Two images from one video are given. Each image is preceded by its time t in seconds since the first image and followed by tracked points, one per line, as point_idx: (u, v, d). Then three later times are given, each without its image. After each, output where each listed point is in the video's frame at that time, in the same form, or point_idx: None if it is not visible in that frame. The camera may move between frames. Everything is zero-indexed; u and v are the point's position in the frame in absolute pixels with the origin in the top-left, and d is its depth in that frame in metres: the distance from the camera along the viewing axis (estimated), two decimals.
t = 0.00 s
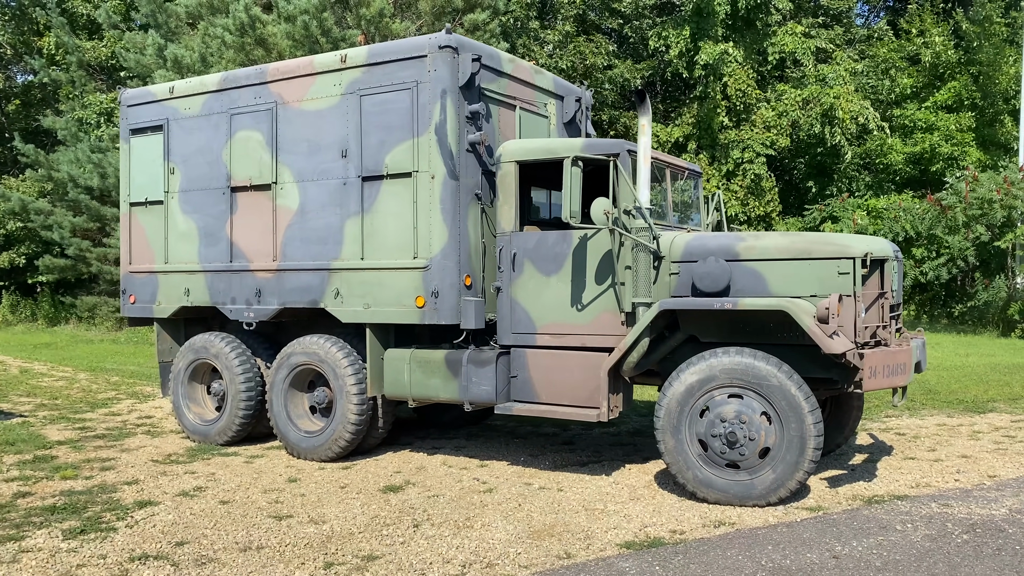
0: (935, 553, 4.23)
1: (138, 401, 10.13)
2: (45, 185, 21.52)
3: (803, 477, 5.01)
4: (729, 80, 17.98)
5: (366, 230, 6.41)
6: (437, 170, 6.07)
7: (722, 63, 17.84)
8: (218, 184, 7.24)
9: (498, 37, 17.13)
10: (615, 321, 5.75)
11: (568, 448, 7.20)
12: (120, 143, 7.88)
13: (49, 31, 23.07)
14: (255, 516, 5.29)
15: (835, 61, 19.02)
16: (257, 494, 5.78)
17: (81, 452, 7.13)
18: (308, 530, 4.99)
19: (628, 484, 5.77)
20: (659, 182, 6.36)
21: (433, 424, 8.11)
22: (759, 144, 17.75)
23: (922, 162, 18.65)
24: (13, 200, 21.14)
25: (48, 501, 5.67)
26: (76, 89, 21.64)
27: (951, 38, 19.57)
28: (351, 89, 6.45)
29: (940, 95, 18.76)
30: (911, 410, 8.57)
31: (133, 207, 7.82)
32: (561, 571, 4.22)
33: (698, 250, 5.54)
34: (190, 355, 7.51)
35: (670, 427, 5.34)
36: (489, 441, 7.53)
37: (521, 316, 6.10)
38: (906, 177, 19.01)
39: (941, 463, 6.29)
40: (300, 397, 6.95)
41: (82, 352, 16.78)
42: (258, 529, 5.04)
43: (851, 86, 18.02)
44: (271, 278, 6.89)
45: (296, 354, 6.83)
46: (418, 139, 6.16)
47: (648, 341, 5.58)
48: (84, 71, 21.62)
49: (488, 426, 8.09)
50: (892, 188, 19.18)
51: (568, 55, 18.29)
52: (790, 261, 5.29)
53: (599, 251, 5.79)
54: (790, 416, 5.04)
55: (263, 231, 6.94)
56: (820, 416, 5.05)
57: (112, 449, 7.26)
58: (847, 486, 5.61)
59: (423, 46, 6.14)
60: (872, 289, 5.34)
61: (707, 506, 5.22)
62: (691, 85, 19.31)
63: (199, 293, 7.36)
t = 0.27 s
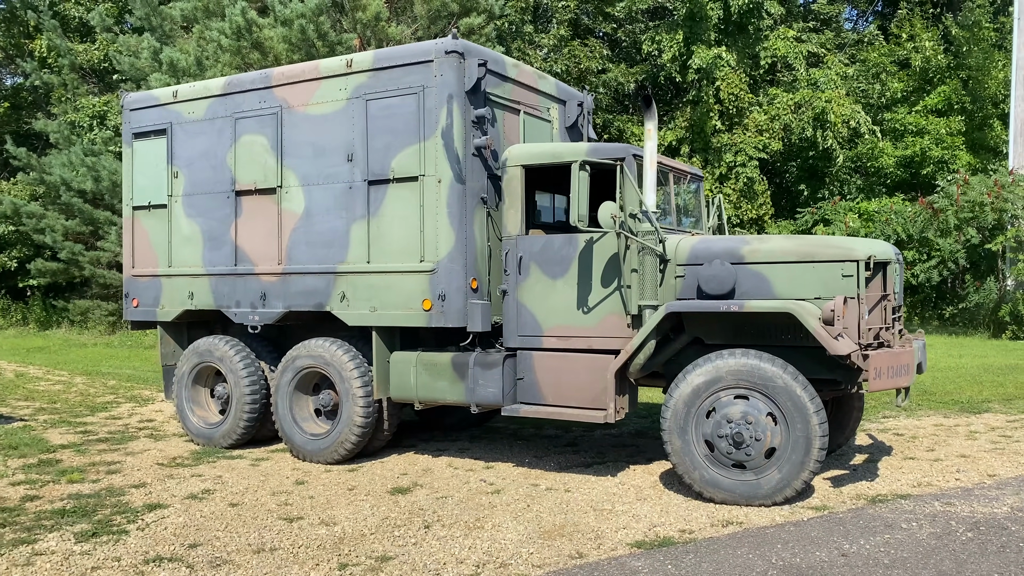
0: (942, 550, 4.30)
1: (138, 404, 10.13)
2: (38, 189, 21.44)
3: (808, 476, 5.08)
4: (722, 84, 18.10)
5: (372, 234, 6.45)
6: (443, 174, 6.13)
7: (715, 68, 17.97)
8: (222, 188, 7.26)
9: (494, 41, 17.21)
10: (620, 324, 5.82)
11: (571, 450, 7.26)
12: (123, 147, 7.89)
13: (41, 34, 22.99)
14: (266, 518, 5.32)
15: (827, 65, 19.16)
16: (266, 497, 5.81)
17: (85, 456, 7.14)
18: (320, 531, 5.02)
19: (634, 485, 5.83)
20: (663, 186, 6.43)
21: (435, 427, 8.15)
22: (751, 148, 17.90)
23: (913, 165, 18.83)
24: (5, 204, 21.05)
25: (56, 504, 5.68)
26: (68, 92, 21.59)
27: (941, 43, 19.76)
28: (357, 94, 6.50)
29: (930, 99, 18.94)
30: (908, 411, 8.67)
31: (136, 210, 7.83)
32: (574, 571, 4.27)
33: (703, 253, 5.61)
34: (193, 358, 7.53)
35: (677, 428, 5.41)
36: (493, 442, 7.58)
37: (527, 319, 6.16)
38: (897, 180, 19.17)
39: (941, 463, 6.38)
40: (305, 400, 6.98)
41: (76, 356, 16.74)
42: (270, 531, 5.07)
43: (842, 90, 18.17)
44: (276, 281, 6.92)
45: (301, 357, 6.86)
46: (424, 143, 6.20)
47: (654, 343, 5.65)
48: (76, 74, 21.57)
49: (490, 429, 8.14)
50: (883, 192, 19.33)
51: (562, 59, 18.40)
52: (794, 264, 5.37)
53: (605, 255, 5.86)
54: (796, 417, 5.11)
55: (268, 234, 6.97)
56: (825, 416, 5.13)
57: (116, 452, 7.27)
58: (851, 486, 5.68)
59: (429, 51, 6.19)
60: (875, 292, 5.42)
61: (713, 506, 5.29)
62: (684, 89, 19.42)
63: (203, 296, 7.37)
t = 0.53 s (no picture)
0: (947, 548, 4.36)
1: (135, 408, 10.10)
2: (27, 192, 21.30)
3: (812, 476, 5.14)
4: (713, 87, 18.16)
5: (375, 237, 6.47)
6: (446, 178, 6.16)
7: (707, 71, 18.06)
8: (223, 192, 7.27)
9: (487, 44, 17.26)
10: (623, 326, 5.87)
11: (573, 452, 7.30)
12: (122, 150, 7.88)
13: (30, 36, 22.86)
14: (273, 521, 5.33)
15: (817, 68, 19.30)
16: (271, 500, 5.81)
17: (86, 460, 7.13)
18: (328, 534, 5.04)
19: (637, 486, 5.88)
20: (664, 189, 6.49)
21: (435, 429, 8.17)
22: (742, 151, 18.02)
23: (903, 168, 18.97)
24: None
25: (61, 508, 5.67)
26: (58, 95, 21.48)
27: (929, 46, 19.92)
28: (360, 97, 6.52)
29: (919, 102, 19.08)
30: (903, 411, 8.76)
31: (136, 214, 7.83)
32: (584, 571, 4.31)
33: (706, 256, 5.67)
34: (194, 362, 7.52)
35: (681, 430, 5.45)
36: (494, 445, 7.62)
37: (531, 321, 6.20)
38: (887, 183, 19.30)
39: (939, 462, 6.46)
40: (307, 403, 6.99)
41: (67, 360, 16.63)
42: (278, 533, 5.08)
43: (833, 93, 18.31)
44: (278, 285, 6.93)
45: (304, 360, 6.87)
46: (427, 147, 6.24)
47: (657, 345, 5.70)
48: (65, 77, 21.46)
49: (490, 431, 8.17)
50: (874, 194, 19.46)
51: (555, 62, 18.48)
52: (796, 267, 5.44)
53: (608, 257, 5.91)
54: (799, 417, 5.17)
55: (270, 238, 6.98)
56: (828, 417, 5.19)
57: (117, 456, 7.26)
58: (852, 486, 5.75)
59: (432, 55, 6.23)
60: (876, 294, 5.49)
61: (718, 506, 5.33)
62: (676, 92, 19.51)
63: (203, 299, 7.37)
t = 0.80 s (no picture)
0: (951, 546, 4.40)
1: (129, 411, 10.05)
2: (16, 195, 21.16)
3: (815, 475, 5.17)
4: (704, 90, 18.22)
5: (376, 239, 6.47)
6: (448, 179, 6.17)
7: (698, 73, 18.15)
8: (222, 194, 7.25)
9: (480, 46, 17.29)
10: (626, 327, 5.89)
11: (573, 452, 7.32)
12: (119, 152, 7.84)
13: (18, 37, 22.71)
14: (277, 523, 5.32)
15: (807, 71, 19.41)
16: (274, 502, 5.80)
17: (85, 463, 7.09)
18: (334, 535, 5.04)
19: (640, 486, 5.90)
20: (665, 189, 6.52)
21: (434, 431, 8.17)
22: (734, 153, 18.09)
23: (893, 170, 19.10)
24: None
25: (62, 511, 5.64)
26: (47, 96, 21.36)
27: (918, 49, 20.07)
28: (361, 99, 6.52)
29: (908, 104, 19.22)
30: (898, 411, 8.83)
31: (133, 216, 7.79)
32: (593, 570, 4.32)
33: (708, 256, 5.70)
34: (193, 364, 7.49)
35: (685, 430, 5.48)
36: (493, 446, 7.63)
37: (533, 322, 6.21)
38: (876, 184, 19.42)
39: (938, 461, 6.51)
40: (307, 405, 6.98)
41: (58, 364, 16.50)
42: (284, 535, 5.07)
43: (823, 96, 18.43)
44: (278, 287, 6.91)
45: (304, 362, 6.85)
46: (429, 148, 6.24)
47: (660, 346, 5.72)
48: (54, 78, 21.33)
49: (489, 432, 8.18)
50: (863, 196, 19.58)
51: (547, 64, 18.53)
52: (799, 267, 5.47)
53: (610, 258, 5.93)
54: (802, 417, 5.20)
55: (270, 239, 6.97)
56: (831, 416, 5.23)
57: (115, 459, 7.21)
58: (853, 485, 5.80)
59: (434, 57, 6.23)
60: (878, 294, 5.53)
61: (721, 506, 5.36)
62: (667, 95, 19.58)
63: (202, 302, 7.35)
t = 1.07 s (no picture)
0: (962, 544, 4.42)
1: (126, 414, 9.97)
2: (5, 197, 20.98)
3: (823, 475, 5.19)
4: (697, 92, 18.25)
5: (381, 240, 6.44)
6: (453, 180, 6.15)
7: (691, 75, 18.19)
8: (223, 195, 7.20)
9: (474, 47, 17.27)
10: (632, 327, 5.89)
11: (576, 454, 7.31)
12: (118, 153, 7.78)
13: (7, 38, 22.54)
14: (285, 526, 5.28)
15: (799, 74, 19.49)
16: (280, 504, 5.76)
17: (84, 466, 7.03)
18: (343, 538, 5.01)
19: (647, 487, 5.89)
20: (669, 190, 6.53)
21: (435, 433, 8.15)
22: (726, 155, 18.11)
23: (884, 171, 19.18)
24: None
25: (66, 515, 5.58)
26: (37, 98, 21.20)
27: (908, 52, 20.18)
28: (364, 100, 6.50)
29: (899, 106, 19.30)
30: (897, 411, 8.87)
31: (132, 217, 7.73)
32: (606, 571, 4.32)
33: (715, 257, 5.72)
34: (193, 367, 7.44)
35: (693, 430, 5.48)
36: (496, 447, 7.61)
37: (538, 322, 6.20)
38: (868, 186, 19.51)
39: (940, 460, 6.54)
40: (310, 407, 6.94)
41: (47, 367, 16.34)
42: (292, 537, 5.04)
43: (814, 97, 18.49)
44: (281, 288, 6.88)
45: (307, 364, 6.82)
46: (434, 149, 6.23)
47: (667, 346, 5.72)
48: (43, 80, 21.16)
49: (491, 434, 8.16)
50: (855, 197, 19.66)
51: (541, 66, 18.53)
52: (805, 267, 5.49)
53: (616, 259, 5.93)
54: (810, 416, 5.22)
55: (272, 240, 6.93)
56: (838, 416, 5.24)
57: (116, 463, 7.15)
58: (859, 484, 5.82)
59: (439, 57, 6.22)
60: (883, 293, 5.55)
61: (729, 506, 5.37)
62: (660, 96, 19.62)
63: (203, 303, 7.30)
